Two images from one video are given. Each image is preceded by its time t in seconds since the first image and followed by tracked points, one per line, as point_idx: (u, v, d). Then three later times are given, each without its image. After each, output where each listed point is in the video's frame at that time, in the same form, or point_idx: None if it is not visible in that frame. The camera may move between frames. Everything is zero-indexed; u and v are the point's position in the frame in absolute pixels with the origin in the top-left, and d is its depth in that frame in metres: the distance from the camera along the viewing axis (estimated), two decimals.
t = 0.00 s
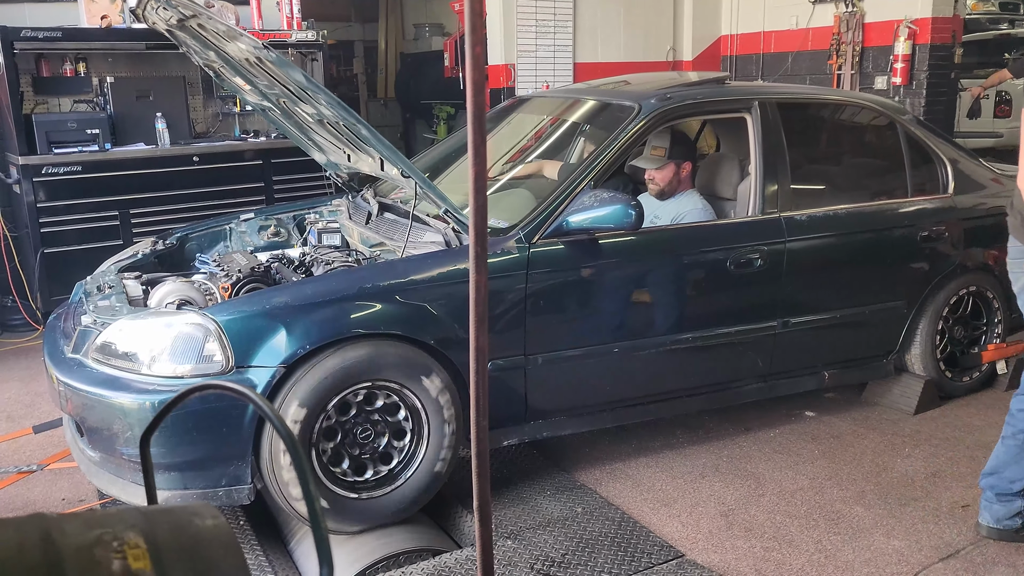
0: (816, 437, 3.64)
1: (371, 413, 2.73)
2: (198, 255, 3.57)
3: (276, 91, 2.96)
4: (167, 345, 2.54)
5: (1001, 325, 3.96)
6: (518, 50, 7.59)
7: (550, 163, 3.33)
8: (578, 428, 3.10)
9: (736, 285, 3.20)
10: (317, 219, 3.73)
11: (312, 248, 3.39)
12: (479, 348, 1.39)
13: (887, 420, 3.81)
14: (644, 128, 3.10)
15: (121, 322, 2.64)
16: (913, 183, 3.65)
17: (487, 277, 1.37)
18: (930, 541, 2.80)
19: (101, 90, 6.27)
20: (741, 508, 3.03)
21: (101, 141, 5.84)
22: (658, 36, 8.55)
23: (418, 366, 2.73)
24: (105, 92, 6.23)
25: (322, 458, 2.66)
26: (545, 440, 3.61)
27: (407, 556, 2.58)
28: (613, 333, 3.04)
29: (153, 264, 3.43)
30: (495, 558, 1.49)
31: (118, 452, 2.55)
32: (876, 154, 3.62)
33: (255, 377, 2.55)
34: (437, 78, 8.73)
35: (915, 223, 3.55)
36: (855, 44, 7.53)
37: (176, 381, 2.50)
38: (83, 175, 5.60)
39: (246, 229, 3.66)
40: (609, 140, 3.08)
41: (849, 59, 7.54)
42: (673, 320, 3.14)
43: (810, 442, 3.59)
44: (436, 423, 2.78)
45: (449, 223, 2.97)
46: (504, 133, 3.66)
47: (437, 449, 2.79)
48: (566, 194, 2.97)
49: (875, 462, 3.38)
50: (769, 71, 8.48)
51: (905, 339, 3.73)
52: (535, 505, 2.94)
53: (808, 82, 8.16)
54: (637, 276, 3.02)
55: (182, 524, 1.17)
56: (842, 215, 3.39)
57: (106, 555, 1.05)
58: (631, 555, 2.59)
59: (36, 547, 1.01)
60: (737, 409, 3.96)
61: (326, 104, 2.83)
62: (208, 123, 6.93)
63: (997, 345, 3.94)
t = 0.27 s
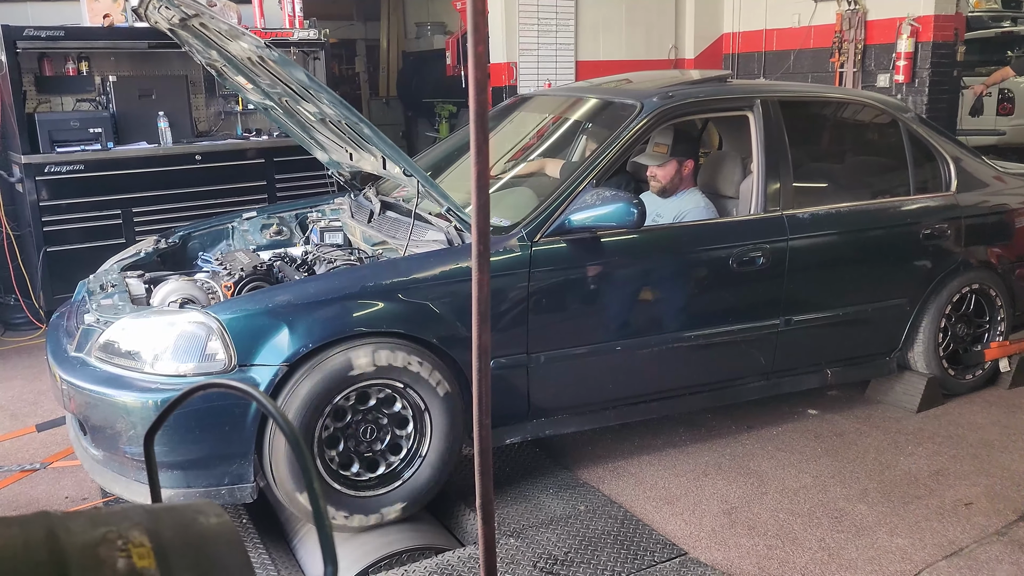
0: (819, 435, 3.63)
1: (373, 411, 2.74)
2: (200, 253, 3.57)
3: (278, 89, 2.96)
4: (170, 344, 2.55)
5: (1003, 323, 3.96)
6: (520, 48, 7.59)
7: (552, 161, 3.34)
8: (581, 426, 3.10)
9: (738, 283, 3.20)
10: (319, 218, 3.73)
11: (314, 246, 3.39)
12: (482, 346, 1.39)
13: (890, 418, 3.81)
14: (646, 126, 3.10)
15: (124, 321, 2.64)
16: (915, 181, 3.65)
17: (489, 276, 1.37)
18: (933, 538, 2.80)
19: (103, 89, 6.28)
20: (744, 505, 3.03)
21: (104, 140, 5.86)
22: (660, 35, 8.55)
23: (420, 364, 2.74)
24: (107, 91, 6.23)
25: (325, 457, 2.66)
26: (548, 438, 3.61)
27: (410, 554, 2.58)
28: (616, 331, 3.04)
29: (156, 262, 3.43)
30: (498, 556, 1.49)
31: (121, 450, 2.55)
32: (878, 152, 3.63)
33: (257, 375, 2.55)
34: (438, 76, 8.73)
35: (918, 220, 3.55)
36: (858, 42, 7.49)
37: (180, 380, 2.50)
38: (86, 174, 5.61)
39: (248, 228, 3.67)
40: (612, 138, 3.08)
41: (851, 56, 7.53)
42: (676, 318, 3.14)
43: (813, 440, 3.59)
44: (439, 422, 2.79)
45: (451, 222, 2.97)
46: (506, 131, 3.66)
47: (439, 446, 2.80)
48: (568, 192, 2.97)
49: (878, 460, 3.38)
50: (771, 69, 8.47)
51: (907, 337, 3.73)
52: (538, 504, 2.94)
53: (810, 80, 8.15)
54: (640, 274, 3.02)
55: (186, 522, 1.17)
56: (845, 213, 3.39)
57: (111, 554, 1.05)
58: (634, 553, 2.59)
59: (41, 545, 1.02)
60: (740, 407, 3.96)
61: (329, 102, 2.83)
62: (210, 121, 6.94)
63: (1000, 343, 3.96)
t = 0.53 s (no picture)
0: (821, 434, 3.63)
1: (373, 411, 2.74)
2: (201, 253, 3.57)
3: (279, 89, 2.96)
4: (171, 344, 2.55)
5: (1004, 321, 3.96)
6: (521, 47, 7.59)
7: (553, 160, 3.33)
8: (581, 425, 3.10)
9: (739, 282, 3.20)
10: (320, 218, 3.73)
11: (315, 246, 3.39)
12: (483, 345, 1.39)
13: (891, 417, 3.81)
14: (647, 125, 3.09)
15: (125, 320, 2.64)
16: (916, 180, 3.64)
17: (490, 275, 1.37)
18: (934, 537, 2.79)
19: (104, 88, 6.29)
20: (745, 504, 3.03)
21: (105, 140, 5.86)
22: (661, 34, 8.55)
23: (421, 364, 2.74)
24: (108, 91, 6.24)
25: (326, 457, 2.66)
26: (549, 437, 3.61)
27: (410, 553, 2.58)
28: (617, 330, 3.04)
29: (156, 262, 3.43)
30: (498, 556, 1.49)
31: (122, 450, 2.55)
32: (879, 151, 3.62)
33: (258, 375, 2.56)
34: (439, 75, 8.73)
35: (918, 219, 3.55)
36: (858, 41, 7.50)
37: (180, 379, 2.50)
38: (87, 173, 5.61)
39: (249, 227, 3.67)
40: (612, 138, 3.08)
41: (852, 55, 7.53)
42: (677, 317, 3.13)
43: (814, 439, 3.59)
44: (439, 421, 2.79)
45: (452, 221, 2.97)
46: (506, 131, 3.66)
47: (440, 446, 2.80)
48: (569, 191, 2.96)
49: (879, 459, 3.38)
50: (772, 68, 8.46)
51: (908, 336, 3.73)
52: (539, 503, 2.94)
53: (811, 79, 8.15)
54: (640, 274, 3.02)
55: (187, 521, 1.17)
56: (845, 212, 3.39)
57: (111, 553, 1.05)
58: (635, 553, 2.59)
59: (42, 544, 1.02)
60: (741, 406, 3.96)
61: (329, 102, 2.83)
62: (211, 121, 6.94)
63: (1001, 341, 3.95)
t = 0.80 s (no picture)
0: (821, 433, 3.63)
1: (374, 411, 2.74)
2: (202, 253, 3.57)
3: (279, 89, 2.96)
4: (172, 344, 2.55)
5: (1005, 321, 3.96)
6: (521, 47, 7.59)
7: (553, 160, 3.33)
8: (582, 425, 3.10)
9: (740, 282, 3.20)
10: (321, 218, 3.73)
11: (316, 246, 3.39)
12: (484, 346, 1.40)
13: (892, 416, 3.81)
14: (648, 125, 3.10)
15: (126, 321, 2.64)
16: (917, 179, 3.64)
17: (491, 275, 1.37)
18: (935, 537, 2.79)
19: (105, 88, 6.29)
20: (746, 504, 3.03)
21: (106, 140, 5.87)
22: (661, 33, 8.54)
23: (422, 363, 2.74)
24: (109, 90, 6.24)
25: (327, 457, 2.66)
26: (550, 437, 3.61)
27: (411, 553, 2.59)
28: (617, 330, 3.04)
29: (157, 262, 3.43)
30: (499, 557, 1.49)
31: (124, 450, 2.55)
32: (880, 150, 3.62)
33: (259, 375, 2.56)
34: (440, 75, 8.73)
35: (919, 218, 3.55)
36: (859, 40, 7.50)
37: (182, 379, 2.51)
38: (88, 173, 5.61)
39: (250, 227, 3.67)
40: (613, 138, 3.08)
41: (853, 54, 7.52)
42: (677, 317, 3.13)
43: (815, 438, 3.59)
44: (440, 420, 2.79)
45: (453, 221, 2.97)
46: (507, 131, 3.66)
47: (441, 445, 2.80)
48: (570, 191, 2.96)
49: (880, 459, 3.38)
50: (773, 67, 8.46)
51: (909, 336, 3.73)
52: (539, 503, 2.94)
53: (811, 78, 8.14)
54: (641, 273, 3.02)
55: (189, 522, 1.17)
56: (846, 211, 3.38)
57: (113, 553, 1.06)
58: (636, 552, 2.59)
59: (45, 545, 1.02)
60: (742, 405, 3.96)
61: (330, 101, 2.82)
62: (212, 121, 6.95)
63: (1002, 341, 3.95)
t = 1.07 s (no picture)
0: (823, 432, 3.63)
1: (375, 409, 2.74)
2: (204, 252, 3.58)
3: (281, 88, 2.96)
4: (175, 342, 2.55)
5: (1007, 319, 3.96)
6: (523, 45, 7.58)
7: (555, 158, 3.33)
8: (583, 424, 3.10)
9: (742, 280, 3.20)
10: (323, 216, 3.73)
11: (318, 244, 3.39)
12: (486, 344, 1.39)
13: (893, 415, 3.81)
14: (649, 123, 3.09)
15: (128, 319, 2.65)
16: (919, 178, 3.64)
17: (494, 273, 1.37)
18: (936, 535, 2.79)
19: (106, 87, 6.30)
20: (748, 503, 3.03)
21: (107, 139, 5.88)
22: (663, 31, 8.54)
23: (423, 361, 2.74)
24: (111, 89, 6.24)
25: (329, 456, 2.67)
26: (552, 436, 3.61)
27: (414, 551, 2.59)
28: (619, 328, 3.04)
29: (160, 261, 3.44)
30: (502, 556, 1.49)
31: (126, 448, 2.56)
32: (882, 149, 3.62)
33: (261, 373, 2.56)
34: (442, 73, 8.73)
35: (921, 217, 3.54)
36: (861, 38, 7.48)
37: (184, 378, 2.51)
38: (90, 172, 5.62)
39: (252, 226, 3.67)
40: (614, 136, 3.07)
41: (855, 52, 7.51)
42: (679, 315, 3.13)
43: (817, 437, 3.59)
44: (443, 418, 2.79)
45: (455, 220, 2.97)
46: (509, 129, 3.66)
47: (443, 444, 2.80)
48: (571, 190, 2.96)
49: (882, 457, 3.37)
50: (774, 65, 8.45)
51: (911, 334, 3.73)
52: (541, 501, 2.95)
53: (813, 76, 8.13)
54: (642, 271, 3.02)
55: (192, 519, 1.17)
56: (849, 209, 3.38)
57: (118, 550, 1.06)
58: (637, 550, 2.59)
59: (49, 542, 1.02)
60: (743, 404, 3.96)
61: (332, 100, 2.82)
62: (213, 120, 6.95)
63: (1004, 339, 3.95)
